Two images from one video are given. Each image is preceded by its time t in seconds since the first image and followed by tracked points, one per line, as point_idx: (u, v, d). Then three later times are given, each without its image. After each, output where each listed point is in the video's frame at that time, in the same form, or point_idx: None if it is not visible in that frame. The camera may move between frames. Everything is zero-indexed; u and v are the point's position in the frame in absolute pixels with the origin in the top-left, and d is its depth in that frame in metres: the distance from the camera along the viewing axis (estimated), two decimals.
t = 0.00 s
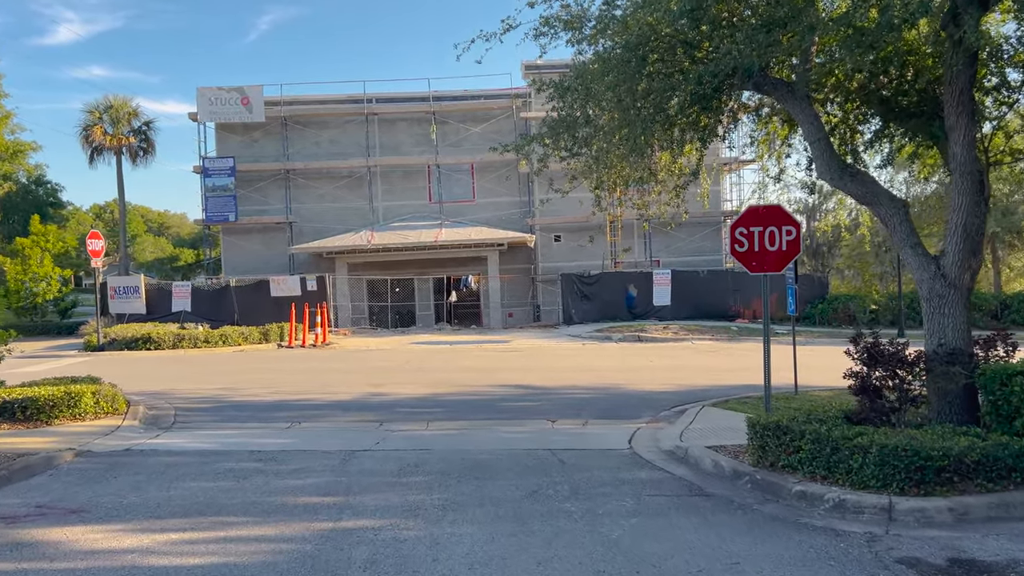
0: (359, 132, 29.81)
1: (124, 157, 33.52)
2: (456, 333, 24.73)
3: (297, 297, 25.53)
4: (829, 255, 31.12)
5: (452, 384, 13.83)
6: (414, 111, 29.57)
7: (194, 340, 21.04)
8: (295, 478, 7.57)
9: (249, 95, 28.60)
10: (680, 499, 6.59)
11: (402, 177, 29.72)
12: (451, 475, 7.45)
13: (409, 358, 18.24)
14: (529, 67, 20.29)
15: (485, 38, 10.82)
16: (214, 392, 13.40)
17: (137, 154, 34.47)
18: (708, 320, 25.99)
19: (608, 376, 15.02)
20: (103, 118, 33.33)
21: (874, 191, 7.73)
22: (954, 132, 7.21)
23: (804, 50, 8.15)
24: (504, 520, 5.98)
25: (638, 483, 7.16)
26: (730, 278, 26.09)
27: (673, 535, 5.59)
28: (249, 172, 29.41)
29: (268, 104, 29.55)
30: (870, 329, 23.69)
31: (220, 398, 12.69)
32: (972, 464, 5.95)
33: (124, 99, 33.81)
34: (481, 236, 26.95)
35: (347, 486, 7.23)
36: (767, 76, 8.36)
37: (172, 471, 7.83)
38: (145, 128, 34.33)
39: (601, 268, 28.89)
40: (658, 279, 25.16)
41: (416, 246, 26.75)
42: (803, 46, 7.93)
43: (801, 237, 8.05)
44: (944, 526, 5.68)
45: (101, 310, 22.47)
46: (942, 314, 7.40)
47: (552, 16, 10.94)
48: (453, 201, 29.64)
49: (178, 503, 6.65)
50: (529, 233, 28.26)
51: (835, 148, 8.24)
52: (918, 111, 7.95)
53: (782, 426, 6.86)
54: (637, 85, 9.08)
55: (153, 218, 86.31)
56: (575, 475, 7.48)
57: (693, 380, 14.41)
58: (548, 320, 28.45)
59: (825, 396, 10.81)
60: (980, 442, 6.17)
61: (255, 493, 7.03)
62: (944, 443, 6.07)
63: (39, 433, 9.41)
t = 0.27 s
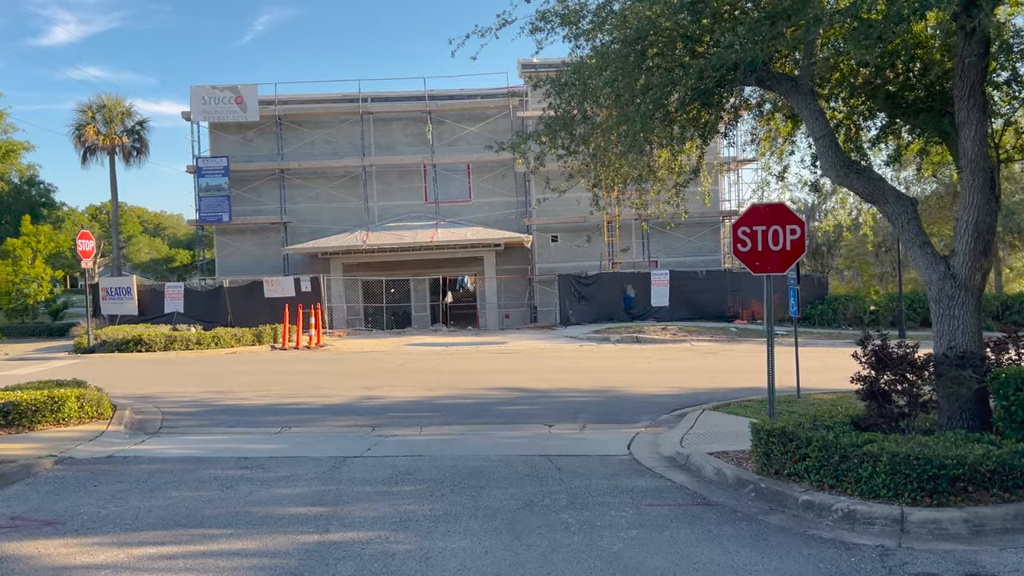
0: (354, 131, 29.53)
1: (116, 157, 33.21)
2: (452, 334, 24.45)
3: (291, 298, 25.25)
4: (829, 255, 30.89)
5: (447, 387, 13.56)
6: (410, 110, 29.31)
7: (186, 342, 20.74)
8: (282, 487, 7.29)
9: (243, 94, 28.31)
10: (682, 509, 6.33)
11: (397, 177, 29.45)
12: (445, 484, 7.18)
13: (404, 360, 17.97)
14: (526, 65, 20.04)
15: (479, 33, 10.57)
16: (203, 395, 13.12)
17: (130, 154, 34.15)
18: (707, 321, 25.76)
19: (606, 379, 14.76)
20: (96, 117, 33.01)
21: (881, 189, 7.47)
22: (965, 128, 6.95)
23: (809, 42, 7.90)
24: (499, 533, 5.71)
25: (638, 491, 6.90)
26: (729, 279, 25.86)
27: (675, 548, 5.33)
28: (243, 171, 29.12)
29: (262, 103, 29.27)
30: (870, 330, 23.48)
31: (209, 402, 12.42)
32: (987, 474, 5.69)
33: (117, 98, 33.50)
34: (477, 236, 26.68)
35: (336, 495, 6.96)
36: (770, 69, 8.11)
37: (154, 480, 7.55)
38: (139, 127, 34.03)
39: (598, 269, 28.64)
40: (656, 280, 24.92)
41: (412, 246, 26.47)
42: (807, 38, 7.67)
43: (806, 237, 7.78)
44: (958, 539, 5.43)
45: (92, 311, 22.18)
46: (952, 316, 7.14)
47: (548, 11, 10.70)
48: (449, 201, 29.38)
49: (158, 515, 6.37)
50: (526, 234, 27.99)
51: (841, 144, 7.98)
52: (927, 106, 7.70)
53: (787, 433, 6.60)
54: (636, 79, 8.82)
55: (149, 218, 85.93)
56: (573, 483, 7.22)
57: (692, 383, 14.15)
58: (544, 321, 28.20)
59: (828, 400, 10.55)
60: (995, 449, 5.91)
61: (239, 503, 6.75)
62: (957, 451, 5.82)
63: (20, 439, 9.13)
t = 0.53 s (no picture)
0: (349, 129, 29.26)
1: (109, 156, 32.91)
2: (449, 334, 24.20)
3: (285, 298, 24.98)
4: (829, 255, 30.67)
5: (443, 388, 13.32)
6: (405, 108, 29.05)
7: (179, 343, 20.46)
8: (273, 494, 7.05)
9: (237, 92, 28.02)
10: (688, 516, 6.09)
11: (393, 176, 29.19)
12: (440, 490, 6.94)
13: (399, 360, 17.73)
14: (523, 62, 19.82)
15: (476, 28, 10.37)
16: (194, 397, 12.86)
17: (123, 152, 33.85)
18: (704, 320, 25.56)
19: (605, 380, 14.54)
20: (89, 116, 32.70)
21: (892, 184, 7.25)
22: (979, 121, 6.74)
23: (816, 33, 7.70)
24: (496, 542, 5.47)
25: (641, 497, 6.67)
26: (728, 278, 25.64)
27: (680, 560, 5.10)
28: (237, 170, 28.83)
29: (256, 101, 28.99)
30: (869, 330, 23.29)
31: (200, 404, 12.16)
32: (1006, 481, 5.46)
33: (110, 96, 33.20)
34: (473, 235, 26.42)
35: (327, 502, 6.71)
36: (774, 64, 7.92)
37: (140, 486, 7.29)
38: (132, 126, 33.72)
39: (596, 268, 28.42)
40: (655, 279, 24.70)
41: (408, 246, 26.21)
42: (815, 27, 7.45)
43: (814, 234, 7.54)
44: (976, 548, 5.21)
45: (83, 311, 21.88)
46: (965, 315, 6.91)
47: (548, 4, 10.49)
48: (445, 200, 29.14)
49: (142, 523, 6.11)
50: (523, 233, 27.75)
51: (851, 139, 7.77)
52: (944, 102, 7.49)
53: (796, 437, 6.38)
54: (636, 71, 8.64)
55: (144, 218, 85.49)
56: (573, 488, 6.97)
57: (693, 384, 13.93)
58: (542, 321, 27.97)
59: (833, 401, 10.33)
60: (1013, 455, 5.68)
61: (227, 511, 6.49)
62: (974, 457, 5.59)
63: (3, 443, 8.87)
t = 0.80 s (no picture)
0: (344, 126, 28.98)
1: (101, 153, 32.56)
2: (445, 333, 23.94)
3: (279, 296, 24.69)
4: (827, 253, 30.49)
5: (439, 387, 13.09)
6: (401, 105, 28.77)
7: (171, 342, 20.16)
8: (264, 497, 6.79)
9: (230, 88, 27.72)
10: (696, 521, 5.86)
11: (389, 173, 28.92)
12: (438, 493, 6.69)
13: (395, 359, 17.47)
14: (520, 58, 19.54)
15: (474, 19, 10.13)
16: (184, 396, 12.59)
17: (116, 150, 33.50)
18: (702, 319, 25.34)
19: (605, 379, 14.31)
20: (81, 112, 32.35)
21: (903, 176, 7.01)
22: (995, 111, 6.51)
23: (825, 22, 7.48)
24: (497, 549, 5.23)
25: (646, 501, 6.44)
26: (727, 276, 25.44)
27: (690, 567, 4.86)
28: (231, 167, 28.53)
29: (250, 97, 28.69)
30: (868, 329, 23.10)
31: (191, 404, 11.90)
32: None
33: (102, 93, 32.85)
34: (469, 233, 26.17)
35: (320, 506, 6.46)
36: (781, 53, 7.69)
37: (126, 489, 7.03)
38: (124, 122, 33.37)
39: (593, 267, 28.19)
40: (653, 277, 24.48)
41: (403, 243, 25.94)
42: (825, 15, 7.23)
43: (822, 228, 7.31)
44: (998, 555, 4.98)
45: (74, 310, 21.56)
46: (980, 313, 6.68)
47: None
48: (441, 197, 28.87)
49: (126, 529, 5.85)
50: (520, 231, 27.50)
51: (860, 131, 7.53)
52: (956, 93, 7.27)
53: (807, 438, 6.15)
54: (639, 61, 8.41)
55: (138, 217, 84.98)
56: (575, 491, 6.74)
57: (693, 383, 13.71)
58: (538, 320, 27.74)
59: (838, 400, 10.12)
60: None
61: (216, 516, 6.23)
62: (994, 459, 5.36)
63: None
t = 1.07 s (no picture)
0: (334, 125, 28.68)
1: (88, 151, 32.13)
2: (437, 334, 23.69)
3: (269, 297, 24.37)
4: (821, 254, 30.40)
5: (431, 391, 12.84)
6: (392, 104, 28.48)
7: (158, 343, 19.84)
8: (249, 509, 6.53)
9: (219, 86, 27.37)
10: (698, 533, 5.64)
11: (379, 172, 28.64)
12: (430, 504, 6.45)
13: (386, 362, 17.22)
14: (511, 57, 19.33)
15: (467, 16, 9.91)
16: (169, 401, 12.29)
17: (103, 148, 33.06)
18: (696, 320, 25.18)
19: (599, 381, 14.10)
20: (67, 110, 31.90)
21: (908, 176, 6.83)
22: (1005, 108, 6.35)
23: (828, 17, 7.30)
24: (491, 565, 4.99)
25: (646, 512, 6.21)
26: (720, 277, 25.29)
27: None
28: (219, 166, 28.17)
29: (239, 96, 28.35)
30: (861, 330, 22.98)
31: (176, 408, 11.60)
32: None
33: (89, 91, 32.41)
34: (461, 234, 25.92)
35: (306, 518, 6.20)
36: (783, 49, 7.50)
37: (105, 501, 6.76)
38: (111, 121, 32.95)
39: (586, 267, 27.99)
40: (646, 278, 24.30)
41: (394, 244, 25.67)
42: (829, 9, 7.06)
43: (825, 229, 7.10)
44: (1014, 570, 4.78)
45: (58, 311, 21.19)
46: (987, 316, 6.49)
47: None
48: (433, 197, 28.62)
49: (103, 544, 5.58)
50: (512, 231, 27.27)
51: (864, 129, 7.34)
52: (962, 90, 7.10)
53: (812, 446, 5.95)
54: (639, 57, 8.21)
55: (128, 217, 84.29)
56: (571, 501, 6.51)
57: (689, 386, 13.52)
58: (531, 321, 27.52)
59: (839, 405, 9.94)
60: None
61: (197, 529, 5.98)
62: (1009, 469, 5.16)
63: None
